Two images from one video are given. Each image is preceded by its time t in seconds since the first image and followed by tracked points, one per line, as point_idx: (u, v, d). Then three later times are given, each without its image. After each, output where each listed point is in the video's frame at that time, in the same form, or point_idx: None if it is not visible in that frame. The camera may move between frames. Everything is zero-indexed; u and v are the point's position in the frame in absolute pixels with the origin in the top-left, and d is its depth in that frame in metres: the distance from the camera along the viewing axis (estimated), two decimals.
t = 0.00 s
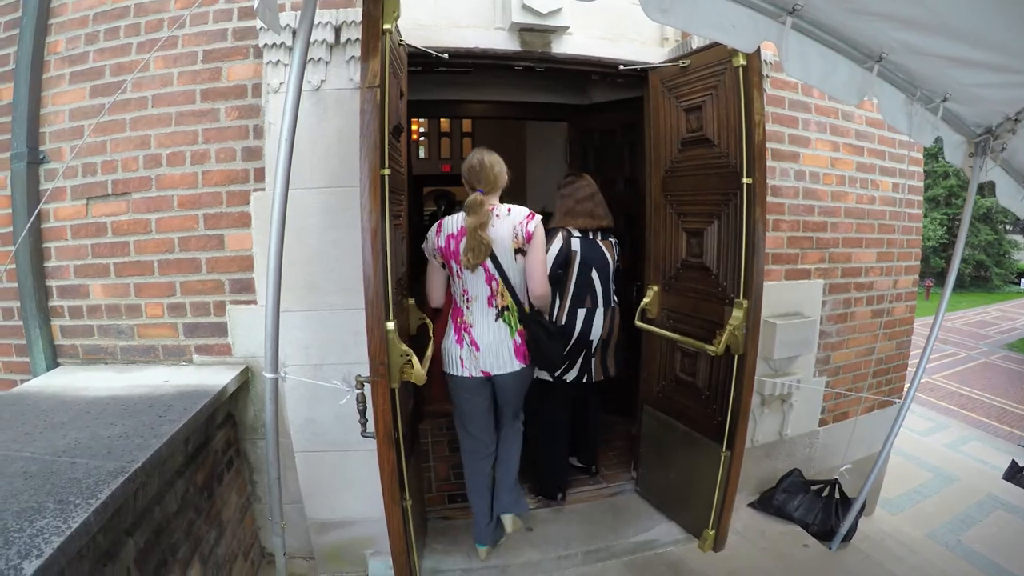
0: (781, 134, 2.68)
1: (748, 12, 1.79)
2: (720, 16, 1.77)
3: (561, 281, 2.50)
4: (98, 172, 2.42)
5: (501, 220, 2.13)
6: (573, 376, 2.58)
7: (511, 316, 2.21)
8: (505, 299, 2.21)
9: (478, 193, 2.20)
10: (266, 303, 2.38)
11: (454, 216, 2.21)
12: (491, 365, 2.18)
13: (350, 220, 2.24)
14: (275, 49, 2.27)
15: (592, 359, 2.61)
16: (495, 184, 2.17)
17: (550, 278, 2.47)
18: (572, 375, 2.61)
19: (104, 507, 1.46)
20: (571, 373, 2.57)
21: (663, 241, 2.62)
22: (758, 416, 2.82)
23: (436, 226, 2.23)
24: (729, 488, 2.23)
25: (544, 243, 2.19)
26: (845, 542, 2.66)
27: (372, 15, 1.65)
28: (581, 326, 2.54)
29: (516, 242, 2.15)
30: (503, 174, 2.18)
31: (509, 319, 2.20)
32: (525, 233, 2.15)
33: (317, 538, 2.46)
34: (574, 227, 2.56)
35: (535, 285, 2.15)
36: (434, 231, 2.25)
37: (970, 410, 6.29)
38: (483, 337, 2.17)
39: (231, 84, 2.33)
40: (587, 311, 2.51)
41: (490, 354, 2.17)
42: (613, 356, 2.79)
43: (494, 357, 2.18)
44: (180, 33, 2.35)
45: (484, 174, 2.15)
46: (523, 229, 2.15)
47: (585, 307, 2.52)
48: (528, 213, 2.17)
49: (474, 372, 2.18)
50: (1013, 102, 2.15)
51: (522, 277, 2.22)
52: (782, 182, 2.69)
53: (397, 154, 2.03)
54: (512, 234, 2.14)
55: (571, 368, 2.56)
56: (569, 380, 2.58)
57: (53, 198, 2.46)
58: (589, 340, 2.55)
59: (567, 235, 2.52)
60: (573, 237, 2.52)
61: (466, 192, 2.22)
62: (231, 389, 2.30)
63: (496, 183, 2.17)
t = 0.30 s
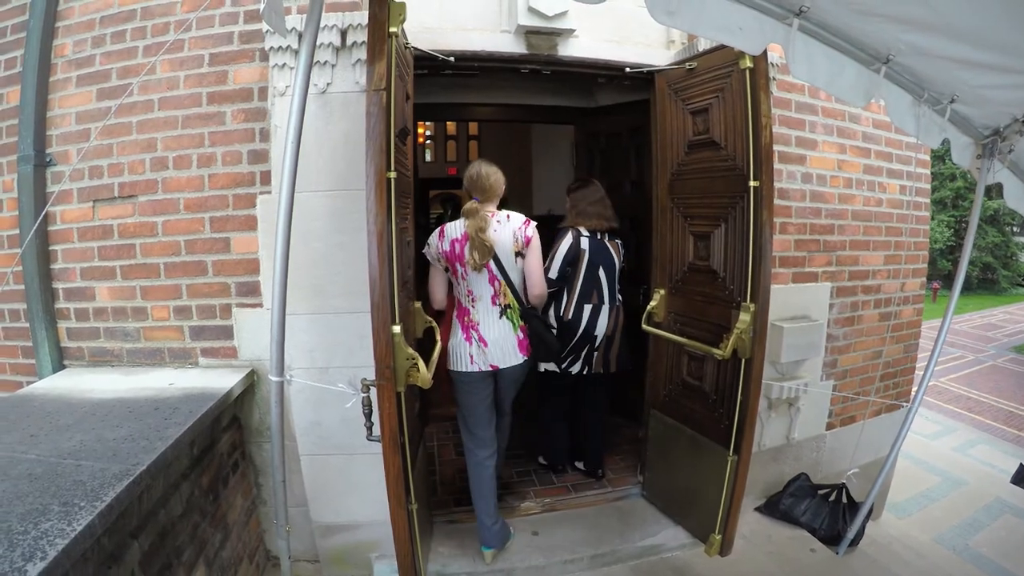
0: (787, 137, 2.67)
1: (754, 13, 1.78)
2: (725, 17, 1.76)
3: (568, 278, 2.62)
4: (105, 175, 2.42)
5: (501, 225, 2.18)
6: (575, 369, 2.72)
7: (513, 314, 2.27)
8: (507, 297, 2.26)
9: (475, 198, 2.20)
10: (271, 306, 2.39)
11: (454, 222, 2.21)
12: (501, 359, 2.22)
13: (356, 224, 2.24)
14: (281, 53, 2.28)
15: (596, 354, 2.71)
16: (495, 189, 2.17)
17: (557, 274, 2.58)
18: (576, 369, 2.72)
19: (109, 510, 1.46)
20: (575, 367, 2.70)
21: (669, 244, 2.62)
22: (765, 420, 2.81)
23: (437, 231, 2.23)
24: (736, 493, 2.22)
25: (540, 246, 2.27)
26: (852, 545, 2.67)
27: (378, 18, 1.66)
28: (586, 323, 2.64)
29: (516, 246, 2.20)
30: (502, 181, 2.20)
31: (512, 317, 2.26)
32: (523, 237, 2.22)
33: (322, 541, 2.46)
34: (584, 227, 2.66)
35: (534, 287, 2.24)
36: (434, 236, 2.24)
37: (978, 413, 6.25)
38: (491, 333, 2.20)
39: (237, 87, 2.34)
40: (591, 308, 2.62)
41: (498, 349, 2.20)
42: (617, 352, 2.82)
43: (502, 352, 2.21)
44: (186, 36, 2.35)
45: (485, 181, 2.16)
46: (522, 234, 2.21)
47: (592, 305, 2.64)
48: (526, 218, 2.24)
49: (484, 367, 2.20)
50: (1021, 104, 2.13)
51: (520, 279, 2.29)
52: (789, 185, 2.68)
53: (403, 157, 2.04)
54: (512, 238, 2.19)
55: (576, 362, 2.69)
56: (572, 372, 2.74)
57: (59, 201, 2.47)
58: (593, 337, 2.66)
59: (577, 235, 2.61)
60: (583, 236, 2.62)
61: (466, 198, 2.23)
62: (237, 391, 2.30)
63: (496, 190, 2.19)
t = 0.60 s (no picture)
0: (792, 136, 2.66)
1: (757, 12, 1.77)
2: (728, 17, 1.75)
3: (558, 280, 2.72)
4: (109, 179, 2.43)
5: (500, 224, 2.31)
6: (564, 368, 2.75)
7: (507, 304, 2.40)
8: (501, 290, 2.39)
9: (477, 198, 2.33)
10: (276, 309, 2.39)
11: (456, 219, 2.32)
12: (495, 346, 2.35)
13: (360, 226, 2.24)
14: (285, 56, 2.28)
15: (587, 355, 2.74)
16: (496, 189, 2.29)
17: (547, 276, 2.70)
18: (566, 369, 2.75)
19: (114, 515, 1.46)
20: (565, 366, 2.74)
21: (674, 244, 2.61)
22: (772, 420, 2.80)
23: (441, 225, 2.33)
24: (743, 493, 2.22)
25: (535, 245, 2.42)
26: (860, 546, 2.67)
27: (381, 21, 1.66)
28: (575, 324, 2.72)
29: (513, 244, 2.35)
30: (503, 183, 2.32)
31: (506, 308, 2.39)
32: (519, 237, 2.37)
33: (328, 544, 2.46)
34: (574, 231, 2.73)
35: (527, 281, 2.40)
36: (436, 231, 2.34)
37: (986, 412, 6.21)
38: (488, 321, 2.33)
39: (241, 91, 2.34)
40: (580, 309, 2.71)
41: (493, 336, 2.33)
42: (614, 352, 2.82)
43: (496, 340, 2.35)
44: (190, 40, 2.36)
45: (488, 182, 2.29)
46: (519, 233, 2.35)
47: (580, 306, 2.72)
48: (523, 219, 2.38)
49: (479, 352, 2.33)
50: None
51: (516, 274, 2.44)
52: (795, 184, 2.67)
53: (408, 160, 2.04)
54: (509, 236, 2.33)
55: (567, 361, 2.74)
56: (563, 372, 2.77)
57: (64, 205, 2.48)
58: (583, 337, 2.72)
59: (565, 239, 2.70)
60: (571, 240, 2.71)
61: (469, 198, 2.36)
62: (242, 395, 2.31)
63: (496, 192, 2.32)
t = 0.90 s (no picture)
0: (792, 135, 2.66)
1: (757, 12, 1.77)
2: (728, 17, 1.74)
3: (539, 278, 2.94)
4: (107, 181, 2.42)
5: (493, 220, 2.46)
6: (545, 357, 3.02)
7: (500, 296, 2.52)
8: (494, 282, 2.51)
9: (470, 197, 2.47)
10: (275, 311, 2.38)
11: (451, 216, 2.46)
12: (488, 335, 2.50)
13: (359, 227, 2.24)
14: (284, 57, 2.28)
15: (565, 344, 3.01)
16: (486, 189, 2.46)
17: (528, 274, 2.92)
18: (546, 357, 3.03)
19: (113, 517, 1.46)
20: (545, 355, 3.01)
21: (674, 244, 2.61)
22: (773, 420, 2.79)
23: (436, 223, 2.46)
24: (743, 493, 2.22)
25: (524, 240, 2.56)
26: (861, 546, 2.67)
27: (380, 21, 1.66)
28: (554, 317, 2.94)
29: (505, 238, 2.49)
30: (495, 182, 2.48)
31: (499, 299, 2.51)
32: (511, 231, 2.51)
33: (328, 546, 2.45)
34: (551, 231, 2.96)
35: (519, 270, 2.52)
36: (432, 228, 2.48)
37: (986, 411, 6.21)
38: (481, 312, 2.47)
39: (240, 92, 2.34)
40: (560, 304, 2.93)
41: (486, 326, 2.48)
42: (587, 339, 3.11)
43: (489, 328, 2.49)
44: (188, 41, 2.35)
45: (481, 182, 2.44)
46: (511, 228, 2.49)
47: (560, 301, 2.94)
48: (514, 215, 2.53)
49: (472, 341, 2.48)
50: None
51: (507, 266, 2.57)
52: (795, 183, 2.67)
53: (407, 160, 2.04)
54: (501, 231, 2.47)
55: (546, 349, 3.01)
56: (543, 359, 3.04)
57: (63, 207, 2.47)
58: (562, 329, 2.98)
59: (545, 239, 2.92)
60: (550, 240, 2.92)
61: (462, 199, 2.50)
62: (242, 396, 2.30)
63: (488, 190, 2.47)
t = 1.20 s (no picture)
0: (791, 133, 2.66)
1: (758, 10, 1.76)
2: (730, 15, 1.73)
3: (531, 272, 2.99)
4: (104, 176, 2.41)
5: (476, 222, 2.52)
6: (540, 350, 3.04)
7: (482, 293, 2.54)
8: (477, 281, 2.55)
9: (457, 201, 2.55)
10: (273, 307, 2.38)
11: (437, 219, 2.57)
12: (470, 330, 2.53)
13: (357, 223, 2.23)
14: (281, 52, 2.27)
15: (558, 335, 3.07)
16: (471, 193, 2.53)
17: (520, 268, 2.99)
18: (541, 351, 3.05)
19: (109, 514, 1.45)
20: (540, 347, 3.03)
21: (672, 241, 2.61)
22: (771, 418, 2.80)
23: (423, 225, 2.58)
24: (741, 491, 2.22)
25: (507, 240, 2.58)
26: (857, 544, 2.67)
27: (378, 16, 1.63)
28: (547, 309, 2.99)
29: (484, 239, 2.51)
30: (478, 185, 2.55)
31: (481, 298, 2.53)
32: (492, 232, 2.53)
33: (324, 543, 2.45)
34: (542, 227, 3.04)
35: (500, 271, 2.53)
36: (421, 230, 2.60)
37: (982, 411, 6.23)
38: (463, 308, 2.51)
39: (237, 87, 2.33)
40: (552, 296, 2.99)
41: (467, 322, 2.51)
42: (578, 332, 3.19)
43: (471, 325, 2.52)
44: (186, 36, 2.34)
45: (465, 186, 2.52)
46: (491, 229, 2.52)
47: (552, 293, 3.00)
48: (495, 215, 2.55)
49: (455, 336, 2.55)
50: None
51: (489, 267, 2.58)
52: (794, 182, 2.67)
53: (405, 156, 2.04)
54: (481, 232, 2.51)
55: (540, 341, 3.03)
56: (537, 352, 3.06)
57: (59, 202, 2.46)
58: (555, 321, 3.03)
59: (535, 234, 3.00)
60: (540, 235, 3.00)
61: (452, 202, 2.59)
62: (238, 393, 2.29)
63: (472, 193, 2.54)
